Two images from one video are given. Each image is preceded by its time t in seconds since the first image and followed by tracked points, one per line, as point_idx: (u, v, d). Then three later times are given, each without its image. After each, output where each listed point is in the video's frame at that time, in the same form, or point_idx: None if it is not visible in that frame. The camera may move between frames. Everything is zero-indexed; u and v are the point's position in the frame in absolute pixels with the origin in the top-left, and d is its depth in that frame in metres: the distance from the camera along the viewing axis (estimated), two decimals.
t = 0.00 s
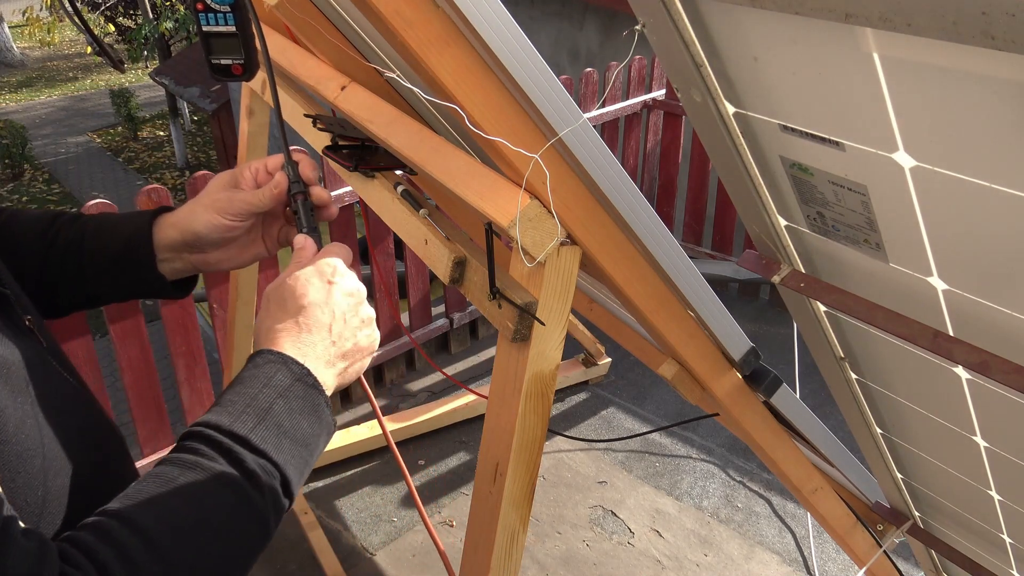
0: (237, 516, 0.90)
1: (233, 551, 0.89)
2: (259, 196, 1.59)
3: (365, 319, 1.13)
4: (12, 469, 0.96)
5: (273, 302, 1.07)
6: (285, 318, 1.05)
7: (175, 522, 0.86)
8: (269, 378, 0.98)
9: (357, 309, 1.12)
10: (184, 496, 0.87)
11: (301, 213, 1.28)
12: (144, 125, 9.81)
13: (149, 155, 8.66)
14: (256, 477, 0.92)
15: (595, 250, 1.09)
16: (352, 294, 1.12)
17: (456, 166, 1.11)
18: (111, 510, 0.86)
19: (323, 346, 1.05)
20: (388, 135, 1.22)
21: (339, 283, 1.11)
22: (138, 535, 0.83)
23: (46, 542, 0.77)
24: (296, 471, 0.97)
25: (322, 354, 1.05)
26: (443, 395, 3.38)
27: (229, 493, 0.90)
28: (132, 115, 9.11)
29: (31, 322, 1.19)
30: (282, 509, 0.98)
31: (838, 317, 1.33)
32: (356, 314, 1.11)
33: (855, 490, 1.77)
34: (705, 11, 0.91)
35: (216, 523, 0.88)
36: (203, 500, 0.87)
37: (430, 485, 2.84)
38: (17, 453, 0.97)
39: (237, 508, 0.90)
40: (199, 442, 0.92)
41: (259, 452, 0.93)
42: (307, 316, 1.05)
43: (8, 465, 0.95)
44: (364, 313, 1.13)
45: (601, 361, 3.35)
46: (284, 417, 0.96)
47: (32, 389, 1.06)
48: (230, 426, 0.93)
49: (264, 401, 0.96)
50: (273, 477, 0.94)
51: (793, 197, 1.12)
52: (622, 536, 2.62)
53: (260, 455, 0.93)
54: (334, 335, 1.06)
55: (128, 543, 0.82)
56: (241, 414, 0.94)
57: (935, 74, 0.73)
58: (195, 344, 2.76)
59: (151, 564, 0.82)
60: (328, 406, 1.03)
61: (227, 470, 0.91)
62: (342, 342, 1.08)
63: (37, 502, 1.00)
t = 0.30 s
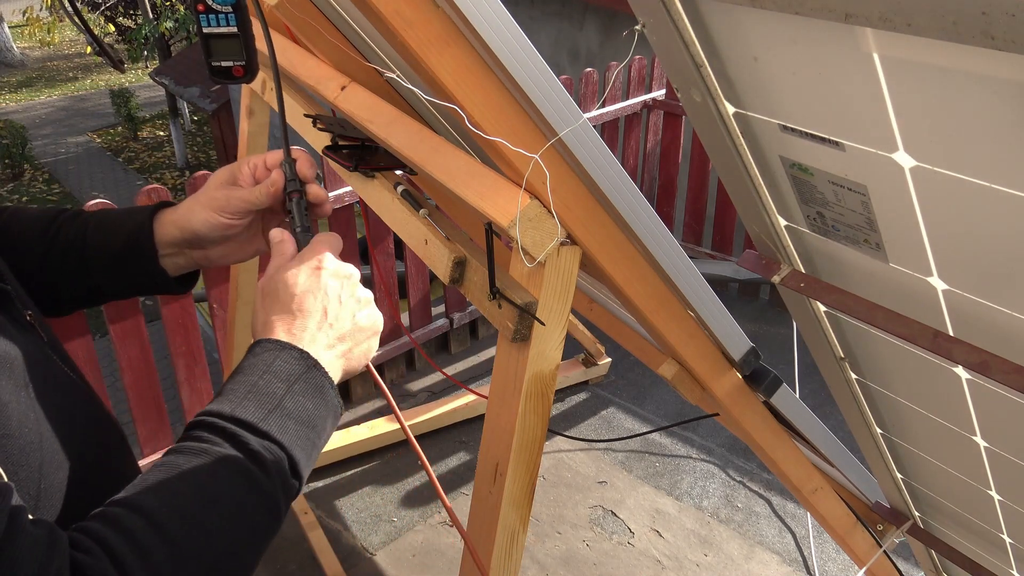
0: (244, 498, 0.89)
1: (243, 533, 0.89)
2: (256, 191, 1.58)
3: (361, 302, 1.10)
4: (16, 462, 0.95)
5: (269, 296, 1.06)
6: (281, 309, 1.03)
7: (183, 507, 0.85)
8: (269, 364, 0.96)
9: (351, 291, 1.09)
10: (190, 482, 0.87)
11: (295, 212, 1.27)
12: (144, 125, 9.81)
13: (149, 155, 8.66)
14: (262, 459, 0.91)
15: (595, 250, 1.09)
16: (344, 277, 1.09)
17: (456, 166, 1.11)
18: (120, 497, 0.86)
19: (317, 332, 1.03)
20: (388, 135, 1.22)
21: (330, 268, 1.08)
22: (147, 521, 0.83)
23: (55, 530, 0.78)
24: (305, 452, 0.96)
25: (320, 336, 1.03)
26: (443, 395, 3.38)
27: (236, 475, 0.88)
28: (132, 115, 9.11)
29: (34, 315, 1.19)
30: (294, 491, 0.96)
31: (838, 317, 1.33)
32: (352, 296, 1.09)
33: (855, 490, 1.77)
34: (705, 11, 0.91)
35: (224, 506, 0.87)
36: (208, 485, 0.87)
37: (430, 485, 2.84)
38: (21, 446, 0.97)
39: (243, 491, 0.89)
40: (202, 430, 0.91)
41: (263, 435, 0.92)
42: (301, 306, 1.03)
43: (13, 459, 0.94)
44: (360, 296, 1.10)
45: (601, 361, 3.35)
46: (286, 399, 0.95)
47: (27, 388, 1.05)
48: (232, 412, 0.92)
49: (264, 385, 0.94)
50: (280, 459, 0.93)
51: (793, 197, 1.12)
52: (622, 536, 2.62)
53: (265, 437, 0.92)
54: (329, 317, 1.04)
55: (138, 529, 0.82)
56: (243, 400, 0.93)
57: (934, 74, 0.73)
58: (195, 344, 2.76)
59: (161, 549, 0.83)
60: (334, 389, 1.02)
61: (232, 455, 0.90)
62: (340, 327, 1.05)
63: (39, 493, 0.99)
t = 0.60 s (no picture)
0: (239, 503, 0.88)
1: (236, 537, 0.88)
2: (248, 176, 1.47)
3: (356, 304, 1.08)
4: (21, 459, 0.95)
5: (263, 300, 1.05)
6: (276, 312, 1.03)
7: (180, 512, 0.85)
8: (264, 368, 0.96)
9: (347, 295, 1.07)
10: (187, 487, 0.86)
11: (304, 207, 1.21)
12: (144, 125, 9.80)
13: (149, 155, 8.65)
14: (258, 464, 0.91)
15: (595, 250, 1.09)
16: (340, 280, 1.06)
17: (456, 166, 1.11)
18: (117, 504, 0.85)
19: (312, 333, 1.02)
20: (388, 135, 1.22)
21: (326, 271, 1.05)
22: (146, 526, 0.83)
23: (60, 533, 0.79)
24: (300, 455, 0.96)
25: (312, 343, 1.02)
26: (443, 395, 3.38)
27: (233, 480, 0.88)
28: (132, 115, 9.10)
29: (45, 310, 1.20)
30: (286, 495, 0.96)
31: (838, 317, 1.33)
32: (346, 300, 1.06)
33: (855, 490, 1.77)
34: (705, 11, 0.91)
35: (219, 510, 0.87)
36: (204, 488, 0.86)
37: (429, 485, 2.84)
38: (27, 444, 0.97)
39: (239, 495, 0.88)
40: (197, 435, 0.90)
41: (260, 439, 0.91)
42: (296, 309, 1.02)
43: (18, 456, 0.94)
44: (356, 298, 1.08)
45: (601, 361, 3.34)
46: (282, 404, 0.94)
47: (38, 385, 1.05)
48: (228, 417, 0.91)
49: (260, 389, 0.94)
50: (277, 463, 0.92)
51: (793, 197, 1.12)
52: (622, 536, 2.62)
53: (261, 442, 0.92)
54: (324, 324, 1.03)
55: (138, 534, 0.82)
56: (239, 404, 0.92)
57: (934, 73, 0.73)
58: (195, 343, 2.76)
59: (160, 553, 0.83)
60: (327, 393, 1.01)
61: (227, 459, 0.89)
62: (334, 327, 1.04)
63: (42, 491, 0.99)
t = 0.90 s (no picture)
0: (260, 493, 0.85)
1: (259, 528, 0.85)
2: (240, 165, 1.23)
3: (368, 292, 1.03)
4: (35, 453, 0.95)
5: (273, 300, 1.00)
6: (287, 308, 0.98)
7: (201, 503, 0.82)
8: (280, 357, 0.92)
9: (357, 285, 1.02)
10: (208, 477, 0.82)
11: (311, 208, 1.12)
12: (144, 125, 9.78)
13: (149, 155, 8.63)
14: (279, 453, 0.87)
15: (595, 250, 1.09)
16: (347, 270, 1.02)
17: (456, 166, 1.11)
18: (141, 493, 0.83)
19: (325, 324, 0.97)
20: (388, 135, 1.22)
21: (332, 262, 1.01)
22: (171, 513, 0.80)
23: (85, 522, 0.75)
24: (321, 444, 0.92)
25: (325, 336, 0.97)
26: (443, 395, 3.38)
27: (255, 469, 0.85)
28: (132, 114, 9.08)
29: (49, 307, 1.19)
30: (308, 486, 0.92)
31: (839, 317, 1.33)
32: (356, 290, 1.01)
33: (854, 490, 1.77)
34: (705, 11, 0.92)
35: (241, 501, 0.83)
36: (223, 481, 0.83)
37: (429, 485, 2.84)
38: (39, 435, 0.97)
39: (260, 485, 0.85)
40: (214, 427, 0.87)
41: (279, 428, 0.88)
42: (308, 302, 0.97)
43: (32, 449, 0.95)
44: (367, 287, 1.03)
45: (601, 361, 3.34)
46: (299, 392, 0.91)
47: (48, 380, 1.04)
48: (246, 408, 0.87)
49: (277, 379, 0.90)
50: (297, 453, 0.89)
51: (793, 197, 1.12)
52: (622, 536, 2.62)
53: (280, 431, 0.88)
54: (337, 315, 0.98)
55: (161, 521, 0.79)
56: (256, 394, 0.89)
57: (935, 73, 0.73)
58: (195, 343, 2.76)
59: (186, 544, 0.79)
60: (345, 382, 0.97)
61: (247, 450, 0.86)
62: (347, 317, 0.99)
63: (51, 484, 0.99)
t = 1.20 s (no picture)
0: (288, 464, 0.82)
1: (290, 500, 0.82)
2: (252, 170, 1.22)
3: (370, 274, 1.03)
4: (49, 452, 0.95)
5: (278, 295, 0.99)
6: (295, 298, 0.97)
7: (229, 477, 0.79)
8: (293, 340, 0.91)
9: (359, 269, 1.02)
10: (233, 451, 0.80)
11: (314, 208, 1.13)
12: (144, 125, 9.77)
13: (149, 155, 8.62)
14: (303, 425, 0.85)
15: (595, 251, 1.09)
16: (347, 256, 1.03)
17: (456, 166, 1.11)
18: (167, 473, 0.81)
19: (333, 306, 0.97)
20: (388, 135, 1.22)
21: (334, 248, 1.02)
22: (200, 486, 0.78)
23: (121, 487, 0.74)
24: (345, 416, 0.90)
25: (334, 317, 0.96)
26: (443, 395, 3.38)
27: (280, 439, 0.82)
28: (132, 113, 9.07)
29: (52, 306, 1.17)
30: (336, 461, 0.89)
31: (838, 317, 1.33)
32: (359, 273, 1.01)
33: (854, 490, 1.77)
34: (705, 11, 0.92)
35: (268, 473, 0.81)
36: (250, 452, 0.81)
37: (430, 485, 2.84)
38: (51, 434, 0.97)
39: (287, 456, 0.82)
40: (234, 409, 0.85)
41: (301, 401, 0.86)
42: (314, 288, 0.97)
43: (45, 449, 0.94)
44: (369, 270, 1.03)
45: (601, 361, 3.34)
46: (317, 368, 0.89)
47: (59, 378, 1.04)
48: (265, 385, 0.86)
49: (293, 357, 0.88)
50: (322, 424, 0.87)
51: (793, 197, 1.12)
52: (622, 536, 2.62)
53: (302, 404, 0.86)
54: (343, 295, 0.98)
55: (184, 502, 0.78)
56: (274, 372, 0.87)
57: (936, 73, 0.73)
58: (195, 343, 2.76)
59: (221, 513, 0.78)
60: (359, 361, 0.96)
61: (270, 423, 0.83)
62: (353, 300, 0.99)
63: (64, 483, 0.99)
